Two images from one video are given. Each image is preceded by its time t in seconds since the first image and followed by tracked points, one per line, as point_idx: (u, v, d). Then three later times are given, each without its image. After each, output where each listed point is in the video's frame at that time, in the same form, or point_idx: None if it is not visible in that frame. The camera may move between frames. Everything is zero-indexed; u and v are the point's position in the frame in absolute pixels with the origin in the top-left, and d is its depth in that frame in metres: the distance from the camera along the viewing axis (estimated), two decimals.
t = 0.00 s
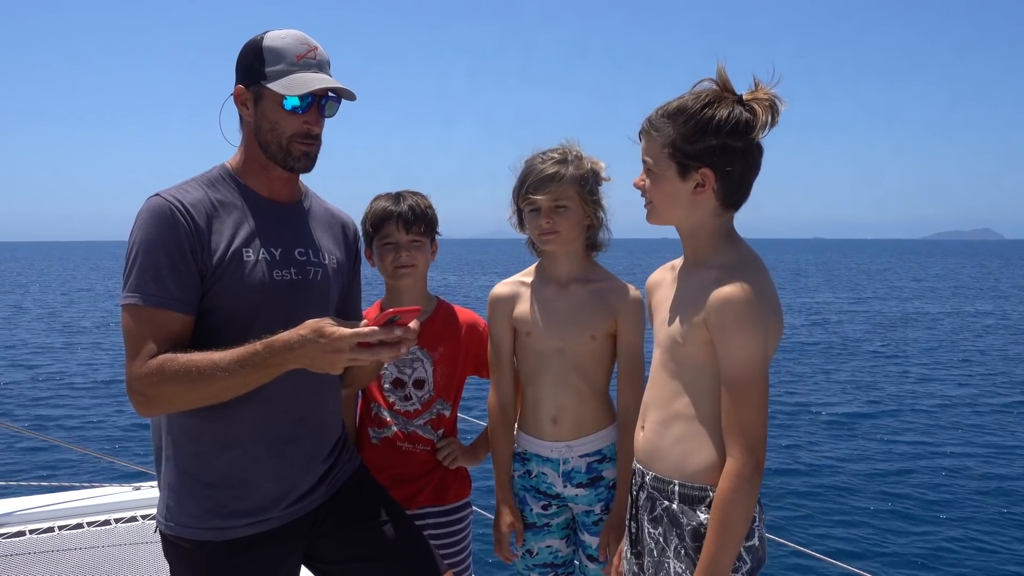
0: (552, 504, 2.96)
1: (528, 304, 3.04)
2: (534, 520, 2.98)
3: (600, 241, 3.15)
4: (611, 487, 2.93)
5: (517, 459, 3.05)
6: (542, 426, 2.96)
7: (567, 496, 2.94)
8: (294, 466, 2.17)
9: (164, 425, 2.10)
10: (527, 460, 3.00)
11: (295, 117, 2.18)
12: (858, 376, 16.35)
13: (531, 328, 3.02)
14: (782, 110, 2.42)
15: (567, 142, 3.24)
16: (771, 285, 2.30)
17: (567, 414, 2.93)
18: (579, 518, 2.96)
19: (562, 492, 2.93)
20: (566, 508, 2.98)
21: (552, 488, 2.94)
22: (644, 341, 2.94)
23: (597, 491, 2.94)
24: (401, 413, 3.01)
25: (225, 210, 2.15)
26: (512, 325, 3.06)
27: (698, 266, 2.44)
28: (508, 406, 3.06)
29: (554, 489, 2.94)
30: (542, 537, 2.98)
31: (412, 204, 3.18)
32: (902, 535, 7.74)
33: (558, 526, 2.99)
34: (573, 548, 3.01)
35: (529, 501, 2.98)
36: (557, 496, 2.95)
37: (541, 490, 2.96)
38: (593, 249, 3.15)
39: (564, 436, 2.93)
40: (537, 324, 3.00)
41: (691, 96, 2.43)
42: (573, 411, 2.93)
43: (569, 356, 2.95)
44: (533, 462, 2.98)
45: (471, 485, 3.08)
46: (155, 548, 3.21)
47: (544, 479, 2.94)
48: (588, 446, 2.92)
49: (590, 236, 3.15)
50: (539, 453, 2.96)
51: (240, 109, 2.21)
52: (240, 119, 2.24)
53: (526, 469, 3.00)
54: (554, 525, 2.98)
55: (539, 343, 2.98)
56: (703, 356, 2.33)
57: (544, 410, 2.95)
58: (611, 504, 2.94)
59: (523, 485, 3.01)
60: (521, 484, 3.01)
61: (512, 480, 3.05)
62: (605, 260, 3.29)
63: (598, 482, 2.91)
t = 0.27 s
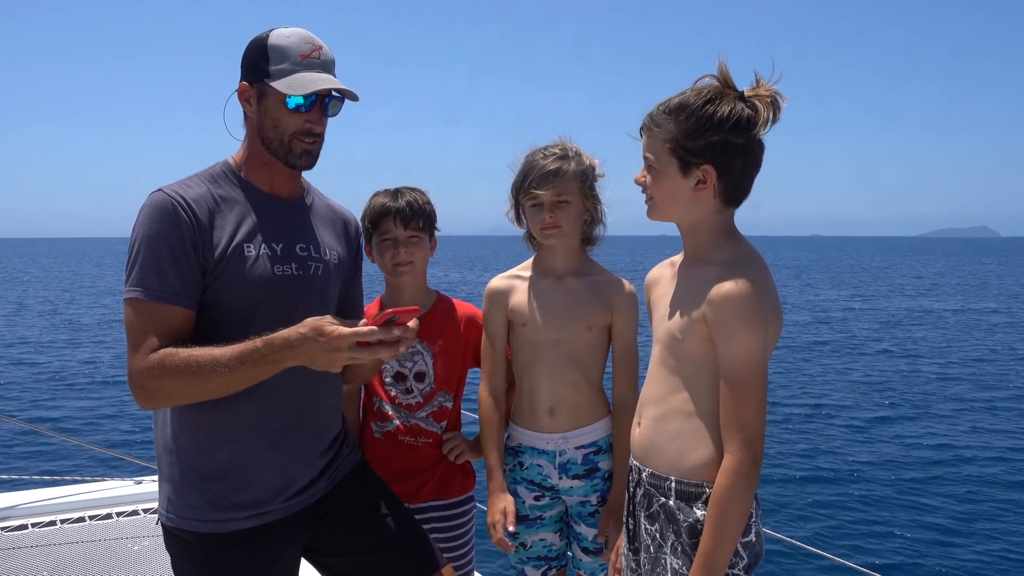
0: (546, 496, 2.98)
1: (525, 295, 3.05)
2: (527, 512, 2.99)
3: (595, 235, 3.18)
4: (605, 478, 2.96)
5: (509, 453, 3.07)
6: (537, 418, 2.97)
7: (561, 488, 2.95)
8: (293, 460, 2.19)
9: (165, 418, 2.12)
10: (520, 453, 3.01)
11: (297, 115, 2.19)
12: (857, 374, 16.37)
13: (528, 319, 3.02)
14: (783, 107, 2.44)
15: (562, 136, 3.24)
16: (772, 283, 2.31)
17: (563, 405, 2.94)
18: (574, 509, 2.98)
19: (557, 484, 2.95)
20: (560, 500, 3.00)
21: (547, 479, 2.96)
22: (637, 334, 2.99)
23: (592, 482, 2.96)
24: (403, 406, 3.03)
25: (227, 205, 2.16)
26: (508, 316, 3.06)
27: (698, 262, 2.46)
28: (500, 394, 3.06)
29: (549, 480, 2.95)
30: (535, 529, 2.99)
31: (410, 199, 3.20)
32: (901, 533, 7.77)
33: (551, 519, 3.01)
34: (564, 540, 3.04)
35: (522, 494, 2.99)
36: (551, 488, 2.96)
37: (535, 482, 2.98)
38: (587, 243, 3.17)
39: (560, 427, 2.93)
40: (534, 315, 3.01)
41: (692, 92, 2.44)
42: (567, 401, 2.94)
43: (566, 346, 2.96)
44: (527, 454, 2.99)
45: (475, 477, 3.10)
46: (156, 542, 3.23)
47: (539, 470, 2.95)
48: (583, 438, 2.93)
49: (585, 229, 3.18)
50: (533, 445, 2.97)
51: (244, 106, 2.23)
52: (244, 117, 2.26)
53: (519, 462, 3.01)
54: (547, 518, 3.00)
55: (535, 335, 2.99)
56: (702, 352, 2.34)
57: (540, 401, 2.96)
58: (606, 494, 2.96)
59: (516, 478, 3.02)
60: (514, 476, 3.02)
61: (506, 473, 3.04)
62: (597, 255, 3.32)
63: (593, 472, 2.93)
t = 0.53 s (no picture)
0: (547, 493, 2.98)
1: (532, 293, 3.06)
2: (528, 509, 3.01)
3: (605, 235, 3.19)
4: (607, 476, 2.96)
5: (512, 449, 3.08)
6: (541, 414, 2.98)
7: (562, 485, 2.96)
8: (296, 453, 2.20)
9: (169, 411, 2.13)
10: (522, 449, 3.03)
11: (292, 107, 2.20)
12: (863, 370, 16.32)
13: (535, 316, 3.03)
14: (790, 102, 2.43)
15: (574, 136, 3.25)
16: (774, 278, 2.32)
17: (565, 401, 2.95)
18: (577, 507, 2.99)
19: (558, 481, 2.95)
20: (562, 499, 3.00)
21: (548, 476, 2.97)
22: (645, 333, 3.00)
23: (594, 481, 2.96)
24: (409, 400, 3.04)
25: (231, 199, 2.17)
26: (514, 313, 3.07)
27: (700, 257, 2.46)
28: (506, 393, 3.07)
29: (550, 477, 2.96)
30: (534, 526, 3.01)
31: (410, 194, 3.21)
32: (904, 528, 7.76)
33: (551, 518, 3.01)
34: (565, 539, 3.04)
35: (523, 490, 3.00)
36: (552, 485, 2.97)
37: (537, 478, 2.99)
38: (596, 242, 3.18)
39: (561, 424, 2.95)
40: (542, 313, 3.01)
41: (698, 87, 2.44)
42: (572, 398, 2.95)
43: (572, 343, 2.97)
44: (529, 450, 3.01)
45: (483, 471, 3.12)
46: (160, 535, 3.26)
47: (540, 466, 2.97)
48: (584, 436, 2.94)
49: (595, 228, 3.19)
50: (535, 441, 2.99)
51: (241, 102, 2.24)
52: (244, 113, 2.27)
53: (521, 457, 3.03)
54: (547, 517, 3.00)
55: (543, 332, 3.00)
56: (704, 347, 2.35)
57: (544, 397, 2.98)
58: (608, 493, 2.96)
59: (517, 474, 3.04)
60: (515, 472, 3.04)
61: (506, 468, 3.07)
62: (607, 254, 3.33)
63: (594, 470, 2.94)
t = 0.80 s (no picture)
0: (561, 493, 2.99)
1: (549, 294, 3.11)
2: (541, 508, 3.02)
3: (621, 235, 3.21)
4: (621, 480, 2.94)
5: (527, 445, 3.10)
6: (559, 415, 3.00)
7: (577, 486, 2.96)
8: (300, 449, 2.22)
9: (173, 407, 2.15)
10: (537, 447, 3.05)
11: (299, 107, 2.22)
12: (867, 370, 16.31)
13: (550, 318, 3.07)
14: (792, 99, 2.45)
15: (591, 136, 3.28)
16: (775, 275, 2.33)
17: (583, 402, 2.97)
18: (591, 512, 2.97)
19: (572, 481, 2.95)
20: (576, 501, 2.99)
21: (563, 476, 2.97)
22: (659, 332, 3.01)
23: (608, 484, 2.95)
24: (413, 397, 3.05)
25: (235, 197, 2.19)
26: (531, 315, 3.14)
27: (701, 254, 2.47)
28: (523, 393, 3.18)
29: (565, 476, 2.96)
30: (547, 526, 3.02)
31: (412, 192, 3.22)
32: (906, 522, 7.76)
33: (564, 519, 3.01)
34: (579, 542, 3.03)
35: (537, 489, 3.01)
36: (567, 485, 2.97)
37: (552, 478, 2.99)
38: (612, 242, 3.20)
39: (578, 424, 2.96)
40: (558, 314, 3.05)
41: (700, 84, 2.45)
42: (587, 398, 2.96)
43: (586, 342, 2.99)
44: (545, 449, 3.02)
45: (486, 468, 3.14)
46: (163, 531, 3.28)
47: (555, 465, 2.97)
48: (601, 437, 2.94)
49: (611, 228, 3.21)
50: (552, 440, 3.00)
51: (247, 101, 2.26)
52: (249, 112, 2.29)
53: (536, 456, 3.04)
54: (560, 518, 3.01)
55: (558, 332, 3.04)
56: (705, 343, 2.36)
57: (561, 398, 2.99)
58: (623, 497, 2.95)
59: (532, 472, 3.05)
60: (530, 471, 3.04)
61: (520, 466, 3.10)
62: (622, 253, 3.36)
63: (608, 473, 2.93)
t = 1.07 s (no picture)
0: (575, 490, 3.01)
1: (565, 288, 3.14)
2: (554, 504, 3.04)
3: (638, 230, 3.21)
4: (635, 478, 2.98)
5: (544, 441, 3.12)
6: (575, 411, 3.02)
7: (590, 483, 2.99)
8: (305, 444, 2.23)
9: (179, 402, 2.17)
10: (553, 443, 3.07)
11: (306, 104, 2.23)
12: (869, 370, 16.30)
13: (566, 312, 3.10)
14: (788, 94, 2.48)
15: (609, 131, 3.26)
16: (777, 272, 2.34)
17: (599, 398, 2.97)
18: (600, 510, 2.99)
19: (587, 478, 2.98)
20: (588, 498, 3.02)
21: (577, 473, 2.99)
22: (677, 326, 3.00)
23: (621, 481, 2.98)
24: (414, 393, 3.06)
25: (241, 193, 2.20)
26: (549, 310, 3.16)
27: (705, 251, 2.48)
28: (543, 387, 3.21)
29: (579, 473, 2.98)
30: (559, 521, 3.03)
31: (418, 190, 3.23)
32: (909, 522, 7.76)
33: (576, 516, 3.03)
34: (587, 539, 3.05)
35: (552, 485, 3.03)
36: (581, 481, 3.00)
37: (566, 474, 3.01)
38: (629, 237, 3.20)
39: (594, 421, 2.97)
40: (574, 308, 3.08)
41: (699, 81, 2.47)
42: (603, 393, 2.97)
43: (602, 336, 3.01)
44: (561, 445, 3.05)
45: (486, 463, 3.14)
46: (169, 526, 3.29)
47: (571, 462, 2.99)
48: (617, 434, 2.95)
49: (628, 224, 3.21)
50: (568, 437, 3.02)
51: (254, 99, 2.27)
52: (256, 110, 2.30)
53: (552, 452, 3.06)
54: (572, 514, 3.03)
55: (574, 327, 3.06)
56: (708, 340, 2.37)
57: (578, 393, 3.01)
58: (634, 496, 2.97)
59: (547, 469, 3.07)
60: (545, 467, 3.06)
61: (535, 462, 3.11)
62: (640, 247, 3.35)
63: (621, 471, 2.95)
